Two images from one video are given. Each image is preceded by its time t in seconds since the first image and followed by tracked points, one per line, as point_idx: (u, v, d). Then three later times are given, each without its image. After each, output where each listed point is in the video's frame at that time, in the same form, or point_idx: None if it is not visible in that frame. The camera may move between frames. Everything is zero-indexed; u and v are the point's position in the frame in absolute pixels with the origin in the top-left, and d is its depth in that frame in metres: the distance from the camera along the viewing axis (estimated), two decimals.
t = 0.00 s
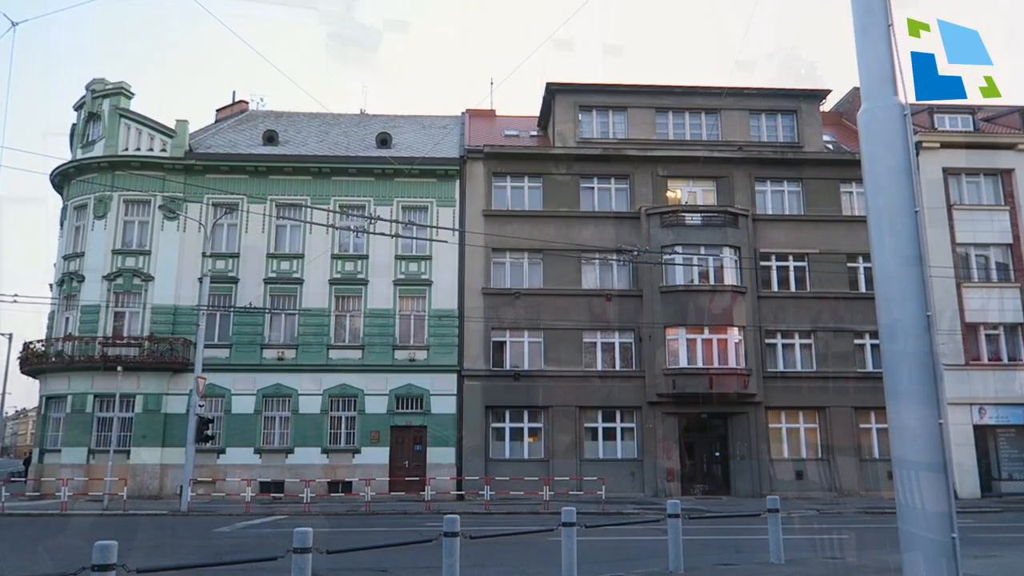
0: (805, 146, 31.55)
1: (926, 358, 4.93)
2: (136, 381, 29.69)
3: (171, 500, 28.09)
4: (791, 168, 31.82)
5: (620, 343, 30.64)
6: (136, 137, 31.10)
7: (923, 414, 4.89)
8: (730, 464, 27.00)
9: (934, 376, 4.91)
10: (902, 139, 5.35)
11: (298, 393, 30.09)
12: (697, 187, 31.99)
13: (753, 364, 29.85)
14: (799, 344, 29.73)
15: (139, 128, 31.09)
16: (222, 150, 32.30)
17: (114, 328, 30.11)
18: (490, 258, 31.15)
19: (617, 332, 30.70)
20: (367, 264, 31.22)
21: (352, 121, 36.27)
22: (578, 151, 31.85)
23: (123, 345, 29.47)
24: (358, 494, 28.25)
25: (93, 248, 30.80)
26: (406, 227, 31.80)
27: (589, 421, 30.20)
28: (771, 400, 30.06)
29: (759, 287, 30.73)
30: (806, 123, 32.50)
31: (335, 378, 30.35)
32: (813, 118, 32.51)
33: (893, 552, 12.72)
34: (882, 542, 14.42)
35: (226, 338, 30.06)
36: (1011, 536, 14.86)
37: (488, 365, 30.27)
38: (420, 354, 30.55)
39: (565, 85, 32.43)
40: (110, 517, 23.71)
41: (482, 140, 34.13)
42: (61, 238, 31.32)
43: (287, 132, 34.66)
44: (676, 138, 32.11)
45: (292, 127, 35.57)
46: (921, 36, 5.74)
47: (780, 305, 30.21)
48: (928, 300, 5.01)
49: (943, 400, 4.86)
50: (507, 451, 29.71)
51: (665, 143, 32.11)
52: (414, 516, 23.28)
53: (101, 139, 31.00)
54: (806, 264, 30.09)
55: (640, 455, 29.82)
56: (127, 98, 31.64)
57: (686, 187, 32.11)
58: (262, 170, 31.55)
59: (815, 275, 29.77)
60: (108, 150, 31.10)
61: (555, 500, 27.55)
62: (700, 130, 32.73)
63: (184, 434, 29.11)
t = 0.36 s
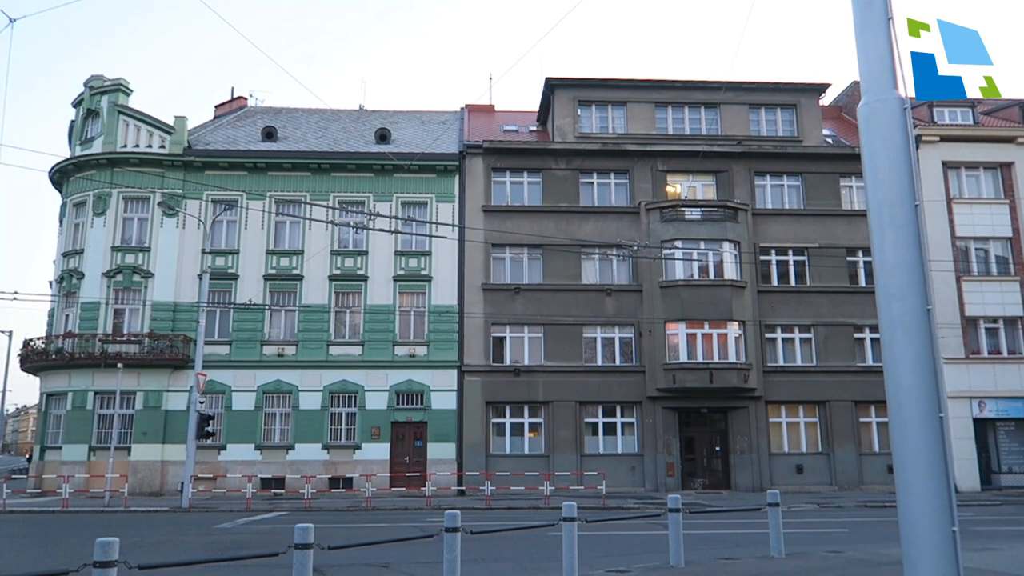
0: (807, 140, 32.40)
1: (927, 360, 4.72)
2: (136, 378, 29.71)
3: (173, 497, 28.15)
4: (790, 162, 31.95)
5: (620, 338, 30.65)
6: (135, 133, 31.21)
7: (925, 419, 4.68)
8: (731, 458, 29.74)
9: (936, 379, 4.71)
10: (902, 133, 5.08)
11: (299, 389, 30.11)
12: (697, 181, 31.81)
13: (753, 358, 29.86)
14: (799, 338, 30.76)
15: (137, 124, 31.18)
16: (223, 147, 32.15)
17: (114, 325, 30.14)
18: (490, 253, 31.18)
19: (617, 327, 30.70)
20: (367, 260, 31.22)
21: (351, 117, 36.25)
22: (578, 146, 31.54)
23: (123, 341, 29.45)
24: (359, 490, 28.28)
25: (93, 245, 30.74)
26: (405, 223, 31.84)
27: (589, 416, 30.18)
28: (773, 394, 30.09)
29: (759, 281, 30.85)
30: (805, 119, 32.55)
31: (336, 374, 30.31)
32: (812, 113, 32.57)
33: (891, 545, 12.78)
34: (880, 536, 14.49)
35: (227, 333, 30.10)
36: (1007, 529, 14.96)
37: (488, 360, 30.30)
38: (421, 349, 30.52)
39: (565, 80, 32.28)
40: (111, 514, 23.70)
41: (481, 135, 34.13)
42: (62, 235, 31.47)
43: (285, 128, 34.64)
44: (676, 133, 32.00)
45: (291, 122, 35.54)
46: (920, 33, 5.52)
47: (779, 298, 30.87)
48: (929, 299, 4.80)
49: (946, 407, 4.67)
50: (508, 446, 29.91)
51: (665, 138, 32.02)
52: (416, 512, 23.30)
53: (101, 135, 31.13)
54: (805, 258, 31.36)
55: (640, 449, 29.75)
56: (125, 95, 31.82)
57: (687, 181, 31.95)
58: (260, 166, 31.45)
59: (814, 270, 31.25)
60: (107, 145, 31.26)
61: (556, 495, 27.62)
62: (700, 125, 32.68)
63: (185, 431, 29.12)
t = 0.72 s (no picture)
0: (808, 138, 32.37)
1: (930, 359, 4.71)
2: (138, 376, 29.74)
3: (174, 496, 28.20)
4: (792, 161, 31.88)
5: (622, 336, 30.64)
6: (136, 132, 31.23)
7: (929, 417, 4.67)
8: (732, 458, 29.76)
9: (939, 378, 4.69)
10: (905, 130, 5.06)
11: (301, 388, 30.13)
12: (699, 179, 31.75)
13: (754, 357, 29.84)
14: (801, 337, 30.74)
15: (139, 123, 31.19)
16: (224, 145, 32.16)
17: (116, 323, 30.18)
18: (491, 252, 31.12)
19: (618, 326, 30.70)
20: (368, 258, 31.23)
21: (353, 115, 36.25)
22: (580, 144, 31.49)
23: (124, 340, 29.49)
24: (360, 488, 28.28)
25: (95, 243, 30.77)
26: (407, 222, 31.83)
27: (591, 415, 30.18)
28: (774, 393, 30.11)
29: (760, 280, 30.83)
30: (807, 117, 32.52)
31: (337, 372, 30.32)
32: (814, 111, 32.55)
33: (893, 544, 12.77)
34: (880, 535, 14.49)
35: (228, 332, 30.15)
36: (1009, 529, 14.95)
37: (489, 359, 30.27)
38: (422, 348, 30.52)
39: (566, 78, 32.28)
40: (112, 512, 23.71)
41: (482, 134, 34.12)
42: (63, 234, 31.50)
43: (286, 126, 34.61)
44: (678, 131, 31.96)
45: (292, 120, 35.49)
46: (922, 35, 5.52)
47: (781, 298, 30.86)
48: (932, 298, 4.78)
49: (947, 407, 4.65)
50: (509, 445, 29.93)
51: (667, 137, 31.98)
52: (417, 510, 23.30)
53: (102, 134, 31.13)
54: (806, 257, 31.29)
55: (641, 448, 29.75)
56: (126, 94, 31.84)
57: (689, 180, 31.90)
58: (262, 165, 31.45)
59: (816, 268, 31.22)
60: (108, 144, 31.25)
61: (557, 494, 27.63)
62: (702, 123, 32.65)
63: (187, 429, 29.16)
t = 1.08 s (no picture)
0: (821, 143, 32.23)
1: (946, 363, 4.67)
2: (151, 382, 29.90)
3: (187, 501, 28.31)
4: (804, 165, 31.73)
5: (634, 342, 30.54)
6: (150, 139, 31.45)
7: (944, 421, 4.63)
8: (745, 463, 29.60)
9: (955, 382, 4.65)
10: (920, 134, 5.03)
11: (313, 393, 30.19)
12: (711, 185, 31.66)
13: (767, 363, 29.69)
14: (815, 343, 30.53)
15: (153, 130, 31.38)
16: (237, 151, 32.34)
17: (130, 328, 30.35)
18: (502, 258, 31.12)
19: (630, 331, 30.60)
20: (380, 264, 31.29)
21: (364, 121, 36.38)
22: (591, 150, 31.50)
23: (138, 345, 29.64)
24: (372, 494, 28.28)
25: (110, 249, 30.99)
26: (419, 227, 31.87)
27: (603, 420, 30.10)
28: (788, 399, 29.94)
29: (774, 285, 30.68)
30: (820, 121, 32.37)
31: (349, 377, 30.37)
32: (827, 116, 32.41)
33: (909, 552, 12.63)
34: (895, 543, 14.36)
35: (241, 337, 30.26)
36: None
37: (501, 364, 30.23)
38: (434, 354, 30.55)
39: (577, 83, 32.28)
40: (126, 517, 23.83)
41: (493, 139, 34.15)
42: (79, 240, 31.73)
43: (298, 132, 34.76)
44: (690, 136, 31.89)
45: (304, 127, 35.63)
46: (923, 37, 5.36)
47: (794, 303, 30.69)
48: (948, 303, 4.75)
49: (965, 409, 4.61)
50: (521, 451, 29.88)
51: (679, 142, 31.91)
52: (428, 516, 23.30)
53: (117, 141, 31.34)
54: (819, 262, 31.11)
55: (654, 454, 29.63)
56: (141, 101, 32.04)
57: (700, 185, 31.82)
58: (275, 171, 31.60)
59: (829, 274, 31.04)
60: (122, 151, 31.47)
61: (570, 500, 27.53)
62: (714, 128, 32.59)
63: (200, 434, 29.27)
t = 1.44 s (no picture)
0: (847, 143, 31.87)
1: (980, 366, 4.60)
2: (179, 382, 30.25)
3: (214, 500, 28.62)
4: (830, 165, 31.40)
5: (658, 344, 30.39)
6: (177, 142, 31.84)
7: (975, 426, 4.55)
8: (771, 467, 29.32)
9: (989, 385, 4.58)
10: (950, 133, 4.96)
11: (337, 394, 30.38)
12: (735, 185, 31.43)
13: (793, 366, 29.41)
14: (841, 345, 30.18)
15: (181, 134, 31.80)
16: (262, 154, 32.64)
17: (158, 329, 30.74)
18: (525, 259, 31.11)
19: (654, 334, 30.45)
20: (404, 266, 31.41)
21: (388, 124, 36.57)
22: (614, 151, 31.40)
23: (165, 346, 29.98)
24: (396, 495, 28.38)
25: (138, 251, 31.41)
26: (442, 229, 31.95)
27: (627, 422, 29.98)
28: (814, 402, 29.65)
29: (799, 287, 30.39)
30: (846, 121, 32.01)
31: (374, 378, 30.53)
32: (853, 115, 32.03)
33: (939, 558, 12.43)
34: (924, 549, 14.15)
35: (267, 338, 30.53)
36: None
37: (525, 366, 30.22)
38: (457, 355, 30.63)
39: (600, 85, 32.21)
40: (155, 515, 24.11)
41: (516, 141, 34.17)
42: (108, 242, 32.19)
43: (323, 135, 35.02)
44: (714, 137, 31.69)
45: (328, 130, 35.88)
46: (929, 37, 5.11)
47: (820, 305, 30.37)
48: (981, 304, 4.67)
49: (999, 414, 4.53)
50: (545, 452, 29.85)
51: (703, 143, 31.71)
52: (452, 517, 23.33)
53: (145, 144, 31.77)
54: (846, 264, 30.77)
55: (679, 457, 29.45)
56: (168, 105, 32.46)
57: (725, 186, 31.60)
58: (300, 174, 31.85)
59: (856, 275, 30.69)
60: (150, 154, 31.89)
61: (594, 502, 27.43)
62: (738, 129, 32.35)
63: (227, 434, 29.56)
